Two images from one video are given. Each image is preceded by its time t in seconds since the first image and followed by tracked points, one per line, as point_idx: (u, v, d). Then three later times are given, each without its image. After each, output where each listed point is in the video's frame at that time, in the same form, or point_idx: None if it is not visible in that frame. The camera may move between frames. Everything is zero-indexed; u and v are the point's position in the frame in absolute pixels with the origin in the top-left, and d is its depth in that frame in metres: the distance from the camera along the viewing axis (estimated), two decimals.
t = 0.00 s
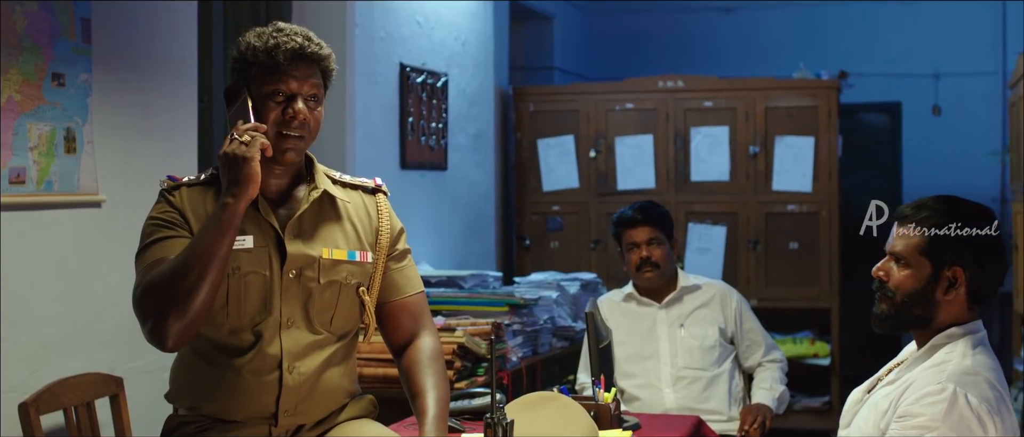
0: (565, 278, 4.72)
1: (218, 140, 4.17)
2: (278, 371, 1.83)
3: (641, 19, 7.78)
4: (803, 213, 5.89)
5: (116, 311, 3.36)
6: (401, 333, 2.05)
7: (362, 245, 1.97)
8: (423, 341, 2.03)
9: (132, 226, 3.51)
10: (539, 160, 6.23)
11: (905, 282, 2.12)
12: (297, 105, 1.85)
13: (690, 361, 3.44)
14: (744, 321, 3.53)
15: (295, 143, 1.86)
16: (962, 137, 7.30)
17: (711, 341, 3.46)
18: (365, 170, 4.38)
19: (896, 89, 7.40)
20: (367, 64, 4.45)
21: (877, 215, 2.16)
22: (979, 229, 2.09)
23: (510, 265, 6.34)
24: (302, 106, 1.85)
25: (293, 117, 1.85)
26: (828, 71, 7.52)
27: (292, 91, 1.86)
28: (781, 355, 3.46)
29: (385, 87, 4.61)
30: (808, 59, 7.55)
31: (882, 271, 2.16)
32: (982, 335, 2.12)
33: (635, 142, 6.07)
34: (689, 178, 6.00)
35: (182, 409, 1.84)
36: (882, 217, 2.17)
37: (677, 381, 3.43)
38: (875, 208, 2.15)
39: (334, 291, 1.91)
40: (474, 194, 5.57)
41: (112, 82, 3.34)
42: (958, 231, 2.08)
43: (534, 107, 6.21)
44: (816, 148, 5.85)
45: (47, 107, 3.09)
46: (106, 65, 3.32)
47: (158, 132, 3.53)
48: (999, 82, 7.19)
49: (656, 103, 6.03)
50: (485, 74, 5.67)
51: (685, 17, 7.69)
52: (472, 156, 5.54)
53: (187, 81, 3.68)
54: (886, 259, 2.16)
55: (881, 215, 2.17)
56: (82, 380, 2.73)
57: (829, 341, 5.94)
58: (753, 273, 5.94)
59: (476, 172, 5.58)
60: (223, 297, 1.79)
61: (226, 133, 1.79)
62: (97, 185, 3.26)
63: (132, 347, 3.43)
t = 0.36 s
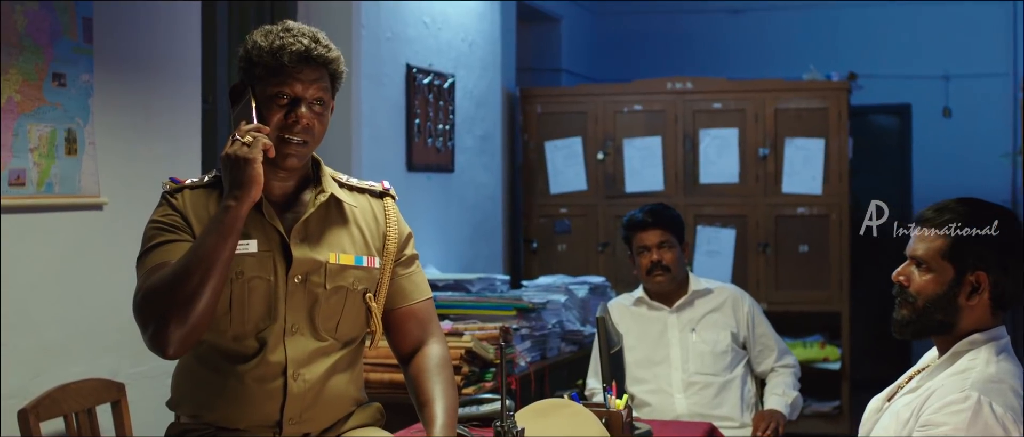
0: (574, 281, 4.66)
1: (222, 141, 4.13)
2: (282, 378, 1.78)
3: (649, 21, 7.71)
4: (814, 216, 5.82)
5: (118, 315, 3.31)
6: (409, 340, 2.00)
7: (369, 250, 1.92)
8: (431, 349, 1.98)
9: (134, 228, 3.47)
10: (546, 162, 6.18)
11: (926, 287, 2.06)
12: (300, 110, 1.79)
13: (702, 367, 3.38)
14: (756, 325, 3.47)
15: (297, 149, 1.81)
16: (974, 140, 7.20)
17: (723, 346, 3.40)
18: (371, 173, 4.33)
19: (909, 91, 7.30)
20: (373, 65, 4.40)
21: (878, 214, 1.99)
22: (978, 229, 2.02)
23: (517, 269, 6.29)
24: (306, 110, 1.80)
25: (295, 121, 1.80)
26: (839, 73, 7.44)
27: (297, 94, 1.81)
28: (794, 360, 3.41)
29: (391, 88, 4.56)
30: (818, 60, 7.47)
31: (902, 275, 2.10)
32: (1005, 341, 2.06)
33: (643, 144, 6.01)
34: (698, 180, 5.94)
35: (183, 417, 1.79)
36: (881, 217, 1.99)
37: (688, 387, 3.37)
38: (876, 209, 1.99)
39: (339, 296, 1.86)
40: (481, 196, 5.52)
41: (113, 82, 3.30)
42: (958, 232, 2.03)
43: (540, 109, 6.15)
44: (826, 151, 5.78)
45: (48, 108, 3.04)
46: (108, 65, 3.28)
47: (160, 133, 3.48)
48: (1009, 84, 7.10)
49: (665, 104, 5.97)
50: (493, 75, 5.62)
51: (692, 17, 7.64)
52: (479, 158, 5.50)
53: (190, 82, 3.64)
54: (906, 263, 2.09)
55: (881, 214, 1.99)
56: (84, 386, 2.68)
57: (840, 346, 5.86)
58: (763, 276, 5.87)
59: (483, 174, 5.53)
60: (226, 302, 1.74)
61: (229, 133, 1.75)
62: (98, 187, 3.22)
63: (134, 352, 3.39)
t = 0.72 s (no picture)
0: (584, 286, 4.60)
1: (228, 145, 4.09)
2: (289, 385, 1.77)
3: (661, 23, 7.63)
4: (825, 219, 5.70)
5: (121, 321, 3.28)
6: (419, 347, 1.94)
7: (377, 255, 1.89)
8: (441, 355, 1.92)
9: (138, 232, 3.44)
10: (555, 165, 6.14)
11: (949, 293, 2.00)
12: (309, 115, 1.75)
13: (716, 372, 3.32)
14: (771, 330, 3.41)
15: (305, 154, 1.76)
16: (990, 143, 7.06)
17: (737, 351, 3.34)
18: (379, 177, 4.28)
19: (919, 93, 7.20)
20: (380, 67, 4.35)
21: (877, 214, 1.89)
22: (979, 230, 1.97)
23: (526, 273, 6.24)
24: (315, 115, 1.76)
25: (304, 127, 1.75)
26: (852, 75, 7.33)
27: (307, 98, 1.76)
28: (809, 366, 3.35)
29: (398, 90, 4.51)
30: (830, 62, 7.39)
31: (926, 280, 2.04)
32: None
33: (653, 146, 5.94)
34: (709, 183, 5.86)
35: (189, 424, 1.78)
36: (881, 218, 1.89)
37: (701, 393, 3.32)
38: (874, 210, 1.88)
39: (347, 302, 1.83)
40: (490, 200, 5.47)
41: (118, 83, 3.27)
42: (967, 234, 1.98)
43: (550, 111, 6.13)
44: (838, 153, 5.67)
45: (50, 109, 3.01)
46: (112, 66, 3.25)
47: (163, 136, 3.43)
48: None
49: (675, 107, 5.90)
50: (501, 77, 5.57)
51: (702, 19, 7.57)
52: (487, 161, 5.44)
53: (195, 84, 3.60)
54: (931, 268, 2.03)
55: (881, 213, 1.89)
56: (87, 392, 2.64)
57: (851, 350, 5.69)
58: (774, 282, 5.77)
59: (492, 177, 5.48)
60: (231, 310, 1.72)
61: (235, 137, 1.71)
62: (102, 190, 3.18)
63: (138, 357, 3.35)
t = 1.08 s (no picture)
0: (594, 292, 4.53)
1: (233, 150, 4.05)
2: (295, 394, 1.72)
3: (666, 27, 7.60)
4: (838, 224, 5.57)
5: (125, 328, 3.24)
6: (429, 356, 1.89)
7: (386, 262, 1.84)
8: (451, 364, 1.87)
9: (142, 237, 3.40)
10: (565, 169, 6.11)
11: (975, 301, 1.91)
12: (319, 121, 1.71)
13: (730, 380, 3.26)
14: (786, 337, 3.36)
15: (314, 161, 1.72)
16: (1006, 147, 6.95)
17: (752, 358, 3.28)
18: (387, 181, 4.24)
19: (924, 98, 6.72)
20: (389, 69, 4.31)
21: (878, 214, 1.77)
22: (978, 229, 1.90)
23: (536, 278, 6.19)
24: (325, 121, 1.71)
25: (314, 134, 1.71)
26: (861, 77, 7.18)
27: (317, 104, 1.72)
28: (824, 373, 3.30)
29: (407, 94, 4.47)
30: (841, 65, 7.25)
31: (949, 288, 1.94)
32: None
33: (663, 151, 5.88)
34: (720, 188, 5.80)
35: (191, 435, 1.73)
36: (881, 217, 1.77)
37: (715, 400, 3.25)
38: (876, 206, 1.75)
39: (354, 310, 1.79)
40: (499, 204, 5.42)
41: (122, 86, 3.23)
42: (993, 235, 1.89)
43: (559, 115, 6.10)
44: (851, 156, 5.56)
45: (53, 112, 2.98)
46: (116, 68, 3.22)
47: (169, 138, 3.40)
48: None
49: (685, 110, 5.84)
50: (511, 81, 5.52)
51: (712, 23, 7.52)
52: (497, 166, 5.39)
53: (200, 86, 3.56)
54: (953, 275, 1.93)
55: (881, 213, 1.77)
56: (90, 400, 2.59)
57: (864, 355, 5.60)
58: (786, 287, 5.70)
59: (502, 181, 5.43)
60: (236, 317, 1.68)
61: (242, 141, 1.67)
62: (106, 194, 3.15)
63: (142, 364, 3.32)
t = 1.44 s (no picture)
0: (604, 297, 4.45)
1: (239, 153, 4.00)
2: (301, 404, 1.68)
3: (677, 29, 7.33)
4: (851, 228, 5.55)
5: (127, 334, 3.20)
6: (437, 365, 1.84)
7: (394, 268, 1.79)
8: (460, 373, 1.82)
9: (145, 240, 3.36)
10: (574, 173, 6.04)
11: (1001, 308, 1.75)
12: (332, 128, 1.66)
13: (743, 387, 3.21)
14: (800, 343, 3.30)
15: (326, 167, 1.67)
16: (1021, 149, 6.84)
17: (765, 365, 3.22)
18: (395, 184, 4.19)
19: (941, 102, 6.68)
20: (396, 72, 4.26)
21: (877, 215, 1.92)
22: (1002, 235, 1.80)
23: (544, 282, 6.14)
24: (338, 128, 1.66)
25: (327, 141, 1.66)
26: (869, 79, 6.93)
27: (328, 109, 1.67)
28: (839, 379, 3.24)
29: (414, 96, 4.42)
30: (853, 67, 6.98)
31: (973, 295, 1.79)
32: None
33: (673, 154, 5.82)
34: (730, 192, 5.74)
35: None
36: (881, 217, 1.92)
37: (728, 408, 3.20)
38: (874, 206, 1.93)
39: (362, 318, 1.74)
40: (508, 208, 5.36)
41: (125, 87, 3.19)
42: None
43: (568, 118, 6.03)
44: (862, 159, 5.50)
45: (54, 114, 2.95)
46: (119, 68, 3.18)
47: (174, 142, 3.37)
48: None
49: (696, 113, 5.78)
50: (519, 83, 5.46)
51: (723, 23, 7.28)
52: (506, 169, 5.34)
53: (204, 87, 3.51)
54: (978, 281, 1.79)
55: (881, 214, 1.92)
56: (92, 409, 2.54)
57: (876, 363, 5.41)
58: (797, 292, 5.63)
59: (510, 185, 5.38)
60: (240, 326, 1.63)
61: (248, 144, 1.62)
62: (108, 197, 3.11)
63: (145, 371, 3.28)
